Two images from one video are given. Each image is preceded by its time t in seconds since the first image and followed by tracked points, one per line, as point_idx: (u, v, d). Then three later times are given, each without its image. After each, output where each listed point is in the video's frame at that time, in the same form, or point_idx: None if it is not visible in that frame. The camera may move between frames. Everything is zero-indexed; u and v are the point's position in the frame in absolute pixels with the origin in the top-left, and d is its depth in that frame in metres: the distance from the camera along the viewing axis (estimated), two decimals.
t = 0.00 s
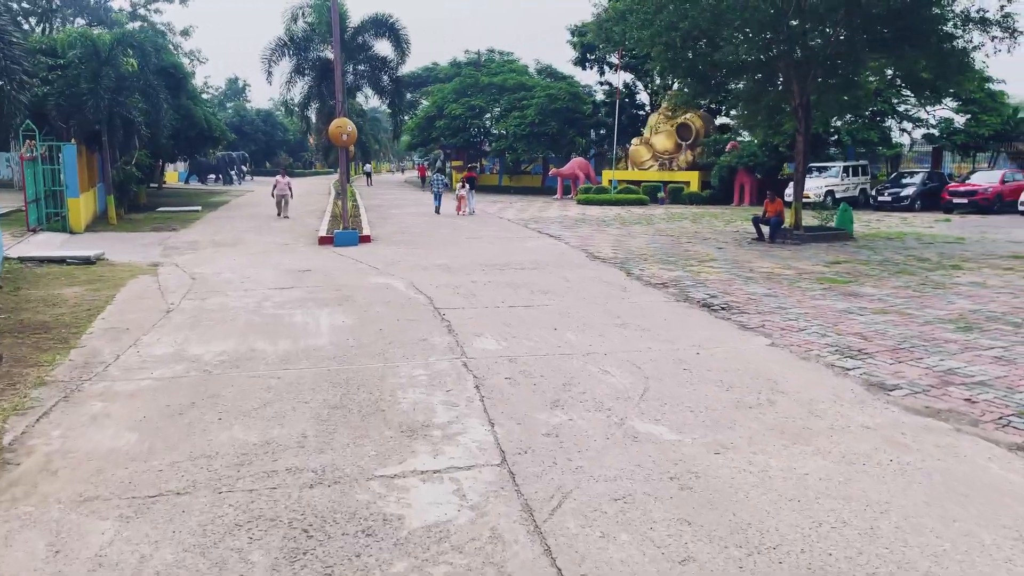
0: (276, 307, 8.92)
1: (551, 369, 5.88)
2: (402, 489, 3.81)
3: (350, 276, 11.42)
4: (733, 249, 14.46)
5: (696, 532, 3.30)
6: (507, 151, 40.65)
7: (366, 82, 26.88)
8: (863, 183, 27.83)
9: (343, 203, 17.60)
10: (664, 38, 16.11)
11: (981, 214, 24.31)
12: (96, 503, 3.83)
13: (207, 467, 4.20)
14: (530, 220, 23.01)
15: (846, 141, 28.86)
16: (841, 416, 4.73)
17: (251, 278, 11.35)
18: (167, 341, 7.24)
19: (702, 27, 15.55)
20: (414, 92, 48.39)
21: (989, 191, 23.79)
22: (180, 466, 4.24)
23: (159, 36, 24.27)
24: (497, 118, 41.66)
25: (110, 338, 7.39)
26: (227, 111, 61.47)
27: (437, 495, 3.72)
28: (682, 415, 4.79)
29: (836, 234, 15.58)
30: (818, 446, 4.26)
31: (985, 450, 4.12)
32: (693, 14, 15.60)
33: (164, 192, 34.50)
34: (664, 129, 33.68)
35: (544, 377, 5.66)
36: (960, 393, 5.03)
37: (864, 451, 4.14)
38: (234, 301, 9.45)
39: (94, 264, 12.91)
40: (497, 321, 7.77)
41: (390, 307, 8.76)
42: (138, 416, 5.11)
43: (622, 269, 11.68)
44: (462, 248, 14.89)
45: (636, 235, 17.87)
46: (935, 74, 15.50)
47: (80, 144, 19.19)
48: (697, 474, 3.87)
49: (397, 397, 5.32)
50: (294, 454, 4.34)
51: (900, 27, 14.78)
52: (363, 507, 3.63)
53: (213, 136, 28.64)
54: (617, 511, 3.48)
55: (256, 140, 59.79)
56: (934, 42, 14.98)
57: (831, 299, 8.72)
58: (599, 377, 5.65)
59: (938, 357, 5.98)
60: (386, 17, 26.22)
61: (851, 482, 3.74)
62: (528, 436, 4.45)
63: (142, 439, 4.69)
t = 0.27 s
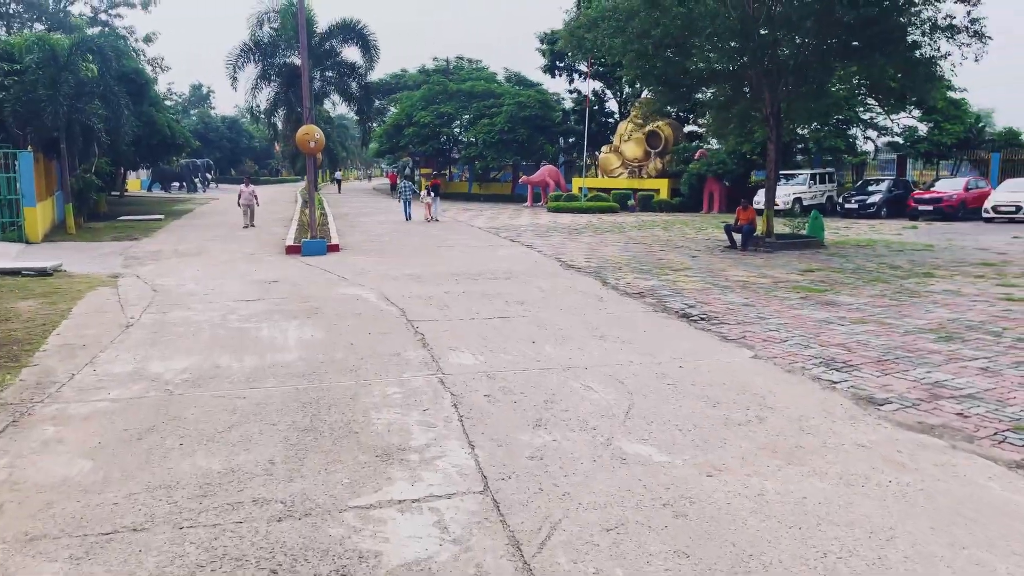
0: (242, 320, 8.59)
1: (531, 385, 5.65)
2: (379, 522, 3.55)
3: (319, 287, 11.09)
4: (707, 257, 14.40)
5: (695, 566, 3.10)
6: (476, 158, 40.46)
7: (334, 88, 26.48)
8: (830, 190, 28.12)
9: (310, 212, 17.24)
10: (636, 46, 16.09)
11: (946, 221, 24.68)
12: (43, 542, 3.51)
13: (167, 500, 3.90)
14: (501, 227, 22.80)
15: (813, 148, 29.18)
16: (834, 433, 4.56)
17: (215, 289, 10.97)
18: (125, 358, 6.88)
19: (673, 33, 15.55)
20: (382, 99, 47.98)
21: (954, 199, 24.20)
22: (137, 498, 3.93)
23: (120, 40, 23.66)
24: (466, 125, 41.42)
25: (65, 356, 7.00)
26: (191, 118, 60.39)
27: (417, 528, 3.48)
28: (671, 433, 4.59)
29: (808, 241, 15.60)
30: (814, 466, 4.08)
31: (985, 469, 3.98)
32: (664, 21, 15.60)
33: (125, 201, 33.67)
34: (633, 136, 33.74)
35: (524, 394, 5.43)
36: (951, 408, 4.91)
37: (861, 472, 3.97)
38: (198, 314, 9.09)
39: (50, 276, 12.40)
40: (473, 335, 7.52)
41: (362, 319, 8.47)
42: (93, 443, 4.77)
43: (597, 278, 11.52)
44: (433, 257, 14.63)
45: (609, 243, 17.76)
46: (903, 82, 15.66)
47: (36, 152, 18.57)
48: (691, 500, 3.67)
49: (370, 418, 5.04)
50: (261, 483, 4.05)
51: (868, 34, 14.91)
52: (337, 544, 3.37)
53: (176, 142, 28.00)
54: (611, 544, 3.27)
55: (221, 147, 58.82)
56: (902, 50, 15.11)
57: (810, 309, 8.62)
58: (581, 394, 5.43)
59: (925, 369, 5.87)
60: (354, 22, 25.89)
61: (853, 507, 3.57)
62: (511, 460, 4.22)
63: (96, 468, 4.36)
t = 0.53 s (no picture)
0: (208, 337, 8.21)
1: (518, 405, 5.39)
2: (366, 563, 3.28)
3: (288, 301, 10.72)
4: (681, 267, 14.31)
5: None
6: (445, 168, 40.18)
7: (301, 96, 26.04)
8: (797, 199, 28.37)
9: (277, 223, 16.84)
10: (610, 55, 15.90)
11: (911, 229, 25.02)
12: None
13: (131, 540, 3.57)
14: (472, 237, 22.56)
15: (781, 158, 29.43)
16: (836, 453, 4.39)
17: (178, 304, 10.55)
18: (83, 380, 6.48)
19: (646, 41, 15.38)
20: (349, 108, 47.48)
21: (919, 207, 24.57)
22: (98, 539, 3.60)
23: (78, 47, 22.99)
24: (434, 134, 41.12)
25: (19, 378, 6.58)
26: (152, 127, 59.22)
27: (407, 569, 3.21)
28: (668, 456, 4.38)
29: (781, 251, 15.61)
30: (820, 490, 3.90)
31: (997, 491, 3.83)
32: (638, 30, 15.45)
33: (84, 211, 32.72)
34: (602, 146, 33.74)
35: (511, 414, 5.17)
36: (952, 425, 4.78)
37: (872, 497, 3.80)
38: (161, 330, 8.68)
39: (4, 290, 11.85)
40: (452, 350, 7.25)
41: (334, 335, 8.14)
42: (48, 475, 4.41)
43: (574, 289, 11.33)
44: (404, 268, 14.32)
45: (582, 253, 17.61)
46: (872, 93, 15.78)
47: None
48: (698, 531, 3.46)
49: (349, 443, 4.75)
50: (235, 520, 3.74)
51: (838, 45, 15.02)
52: None
53: (136, 151, 27.29)
54: None
55: (183, 156, 57.69)
56: (872, 60, 15.23)
57: (792, 320, 8.51)
58: (570, 413, 5.19)
59: (918, 383, 5.75)
60: (321, 29, 25.50)
61: (868, 537, 3.39)
62: (503, 490, 3.96)
63: (51, 504, 4.00)
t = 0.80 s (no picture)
0: (168, 351, 7.77)
1: (502, 422, 5.08)
2: None
3: (254, 312, 10.28)
4: (657, 274, 14.14)
5: None
6: (412, 175, 39.75)
7: (265, 100, 25.49)
8: (766, 207, 28.52)
9: (241, 231, 16.32)
10: (583, 60, 15.72)
11: (878, 236, 25.29)
12: None
13: None
14: (442, 245, 22.20)
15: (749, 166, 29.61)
16: (842, 471, 4.16)
17: (136, 315, 10.05)
18: (31, 399, 6.02)
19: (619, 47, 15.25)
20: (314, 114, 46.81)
21: (886, 215, 24.84)
22: None
23: (32, 50, 22.20)
24: (401, 142, 40.67)
25: None
26: (110, 133, 57.75)
27: None
28: (667, 477, 4.10)
29: (754, 259, 15.54)
30: (832, 513, 3.65)
31: (1016, 511, 3.62)
32: (611, 35, 15.31)
33: (38, 220, 31.66)
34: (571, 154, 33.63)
35: (496, 433, 4.86)
36: (957, 439, 4.59)
37: (886, 519, 3.57)
38: (117, 344, 8.20)
39: None
40: (428, 364, 6.91)
41: (303, 348, 7.76)
42: None
43: (550, 298, 11.06)
44: (374, 277, 13.93)
45: (554, 261, 17.37)
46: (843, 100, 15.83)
47: None
48: (708, 563, 3.18)
49: (322, 466, 4.40)
50: (197, 558, 3.38)
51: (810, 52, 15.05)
52: None
53: (95, 159, 26.48)
54: None
55: (143, 164, 56.36)
56: (843, 67, 15.27)
57: (776, 329, 8.33)
58: (558, 430, 4.90)
59: (914, 394, 5.57)
60: (287, 33, 24.99)
61: (891, 566, 3.14)
62: (493, 518, 3.65)
63: None
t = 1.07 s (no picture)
0: (135, 366, 7.33)
1: (495, 444, 4.75)
2: None
3: (227, 322, 9.85)
4: (641, 282, 13.93)
5: None
6: (388, 181, 39.27)
7: (238, 104, 24.95)
8: (744, 214, 28.52)
9: (212, 238, 15.80)
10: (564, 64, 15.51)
11: (856, 243, 25.39)
12: None
13: None
14: (420, 252, 21.84)
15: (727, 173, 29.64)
16: (865, 497, 3.88)
17: (102, 327, 9.56)
18: None
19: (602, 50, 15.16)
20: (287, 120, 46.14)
21: (864, 221, 24.91)
22: None
23: None
24: (376, 147, 40.20)
25: None
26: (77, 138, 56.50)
27: None
28: (680, 505, 3.80)
29: (737, 266, 15.39)
30: (862, 544, 3.37)
31: None
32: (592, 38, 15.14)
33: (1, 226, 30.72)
34: (549, 160, 33.40)
35: (490, 456, 4.53)
36: (977, 459, 4.35)
37: (920, 551, 3.30)
38: (79, 359, 7.73)
39: None
40: (413, 379, 6.56)
41: (280, 362, 7.36)
42: None
43: (534, 307, 10.76)
44: (351, 286, 13.53)
45: (535, 269, 17.08)
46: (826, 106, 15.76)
47: None
48: None
49: (304, 495, 4.03)
50: None
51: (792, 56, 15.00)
52: None
53: (60, 164, 25.72)
54: None
55: (112, 170, 55.17)
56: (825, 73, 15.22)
57: (770, 339, 8.11)
58: (557, 452, 4.58)
59: (925, 409, 5.34)
60: (260, 36, 24.48)
61: None
62: (494, 554, 3.33)
63: None
